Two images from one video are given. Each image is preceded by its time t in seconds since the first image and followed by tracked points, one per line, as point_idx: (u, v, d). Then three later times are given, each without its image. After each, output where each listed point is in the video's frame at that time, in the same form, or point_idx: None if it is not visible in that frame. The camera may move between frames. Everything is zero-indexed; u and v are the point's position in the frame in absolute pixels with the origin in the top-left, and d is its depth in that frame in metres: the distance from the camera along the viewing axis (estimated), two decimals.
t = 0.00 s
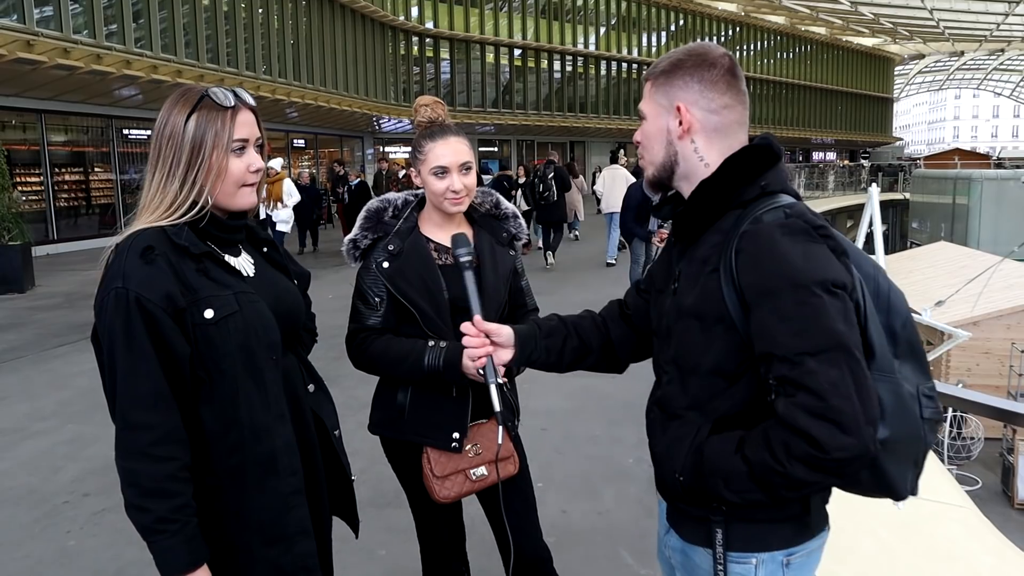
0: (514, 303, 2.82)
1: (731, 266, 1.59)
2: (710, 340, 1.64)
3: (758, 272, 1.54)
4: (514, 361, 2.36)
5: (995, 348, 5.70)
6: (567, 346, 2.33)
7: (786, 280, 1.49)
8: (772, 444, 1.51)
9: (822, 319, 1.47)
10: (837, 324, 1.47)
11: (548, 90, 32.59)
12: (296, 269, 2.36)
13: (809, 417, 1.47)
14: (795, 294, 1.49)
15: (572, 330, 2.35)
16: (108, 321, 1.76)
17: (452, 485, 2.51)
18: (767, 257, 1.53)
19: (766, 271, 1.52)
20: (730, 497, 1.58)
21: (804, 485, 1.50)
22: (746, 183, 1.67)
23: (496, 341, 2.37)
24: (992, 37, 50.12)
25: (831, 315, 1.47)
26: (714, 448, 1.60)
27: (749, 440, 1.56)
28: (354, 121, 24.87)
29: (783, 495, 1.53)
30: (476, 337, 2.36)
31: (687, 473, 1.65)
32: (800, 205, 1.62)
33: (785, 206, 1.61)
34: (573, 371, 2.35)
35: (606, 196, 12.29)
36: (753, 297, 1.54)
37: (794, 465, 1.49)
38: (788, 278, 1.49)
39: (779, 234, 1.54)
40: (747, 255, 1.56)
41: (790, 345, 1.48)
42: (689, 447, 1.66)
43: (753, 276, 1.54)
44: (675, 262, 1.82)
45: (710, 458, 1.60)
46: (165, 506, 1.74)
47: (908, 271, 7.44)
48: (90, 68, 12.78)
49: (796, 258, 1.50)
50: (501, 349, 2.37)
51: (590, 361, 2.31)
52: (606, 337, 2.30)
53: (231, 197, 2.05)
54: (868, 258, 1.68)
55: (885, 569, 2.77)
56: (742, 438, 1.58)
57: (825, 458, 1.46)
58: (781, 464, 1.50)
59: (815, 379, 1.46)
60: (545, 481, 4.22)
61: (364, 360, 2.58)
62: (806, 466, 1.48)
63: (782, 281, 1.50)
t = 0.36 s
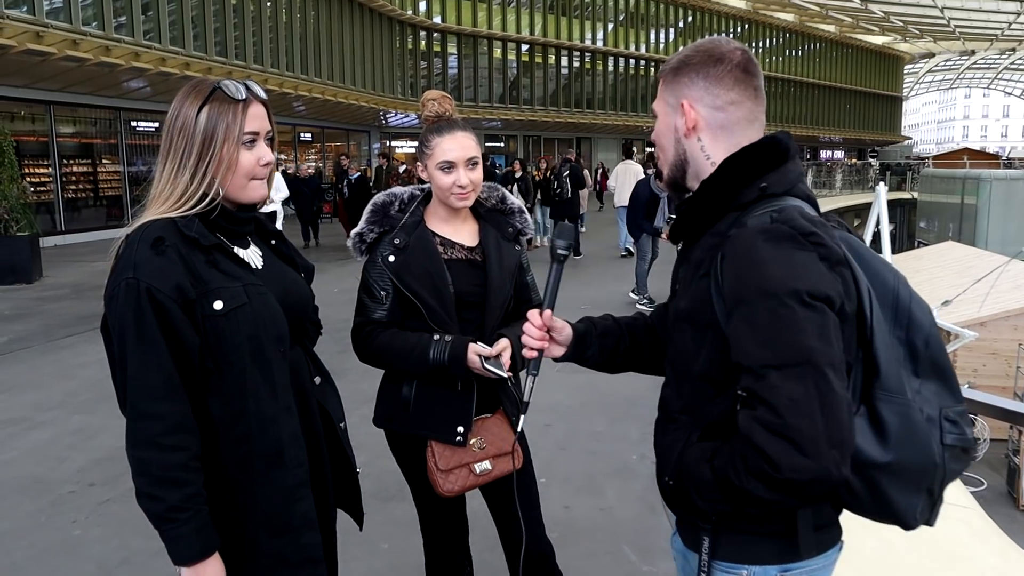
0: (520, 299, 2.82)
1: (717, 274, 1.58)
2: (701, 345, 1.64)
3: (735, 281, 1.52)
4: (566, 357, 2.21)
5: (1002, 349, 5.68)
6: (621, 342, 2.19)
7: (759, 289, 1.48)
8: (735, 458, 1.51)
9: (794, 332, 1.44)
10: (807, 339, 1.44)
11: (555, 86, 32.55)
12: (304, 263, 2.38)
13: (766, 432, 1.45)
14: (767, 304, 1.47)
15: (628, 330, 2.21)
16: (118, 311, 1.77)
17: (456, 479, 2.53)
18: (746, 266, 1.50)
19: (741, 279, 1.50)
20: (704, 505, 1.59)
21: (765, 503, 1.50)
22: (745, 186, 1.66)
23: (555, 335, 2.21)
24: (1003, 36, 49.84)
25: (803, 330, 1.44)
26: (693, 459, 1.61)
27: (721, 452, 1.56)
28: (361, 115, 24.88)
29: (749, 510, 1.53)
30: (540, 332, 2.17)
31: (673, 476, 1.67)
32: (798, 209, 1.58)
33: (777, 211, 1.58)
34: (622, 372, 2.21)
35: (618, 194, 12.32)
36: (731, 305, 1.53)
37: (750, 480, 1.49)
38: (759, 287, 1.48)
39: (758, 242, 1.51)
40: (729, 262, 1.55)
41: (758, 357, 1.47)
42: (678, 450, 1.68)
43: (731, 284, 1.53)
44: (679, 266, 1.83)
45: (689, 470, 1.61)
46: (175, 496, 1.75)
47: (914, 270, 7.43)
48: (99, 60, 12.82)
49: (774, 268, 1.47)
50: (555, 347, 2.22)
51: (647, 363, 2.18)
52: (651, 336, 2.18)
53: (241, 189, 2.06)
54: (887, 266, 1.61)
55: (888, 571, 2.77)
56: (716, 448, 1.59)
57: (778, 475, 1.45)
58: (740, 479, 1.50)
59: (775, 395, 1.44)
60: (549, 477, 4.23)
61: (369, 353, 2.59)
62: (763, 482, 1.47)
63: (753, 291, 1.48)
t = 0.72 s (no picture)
0: (520, 296, 2.83)
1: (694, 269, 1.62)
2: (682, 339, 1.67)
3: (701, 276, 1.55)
4: (596, 350, 2.20)
5: (1005, 348, 5.68)
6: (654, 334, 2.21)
7: (713, 284, 1.50)
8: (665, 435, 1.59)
9: (731, 330, 1.45)
10: (740, 338, 1.44)
11: (558, 83, 32.53)
12: (305, 259, 2.39)
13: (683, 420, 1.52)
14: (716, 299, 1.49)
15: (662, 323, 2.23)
16: (122, 304, 1.78)
17: (456, 476, 2.53)
18: (712, 260, 1.53)
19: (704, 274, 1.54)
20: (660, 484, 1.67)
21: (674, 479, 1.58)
22: (742, 185, 1.67)
23: (587, 329, 2.19)
24: (1007, 35, 49.70)
25: (743, 331, 1.44)
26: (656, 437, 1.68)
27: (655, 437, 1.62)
28: (364, 111, 24.89)
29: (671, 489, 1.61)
30: (571, 328, 2.14)
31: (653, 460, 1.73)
32: (786, 211, 1.57)
33: (758, 210, 1.57)
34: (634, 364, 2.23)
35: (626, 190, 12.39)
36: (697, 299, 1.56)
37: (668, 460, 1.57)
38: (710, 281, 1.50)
39: (729, 239, 1.53)
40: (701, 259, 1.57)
41: (694, 345, 1.50)
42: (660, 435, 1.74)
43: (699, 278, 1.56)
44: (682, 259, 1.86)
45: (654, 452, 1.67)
46: (178, 490, 1.76)
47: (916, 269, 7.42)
48: (103, 55, 12.83)
49: (740, 266, 1.48)
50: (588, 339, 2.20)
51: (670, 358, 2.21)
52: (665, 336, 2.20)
53: (245, 186, 2.07)
54: (893, 279, 1.59)
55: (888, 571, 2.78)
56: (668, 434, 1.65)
57: (678, 457, 1.54)
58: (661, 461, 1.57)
59: (694, 382, 1.49)
60: (549, 474, 4.24)
61: (371, 349, 2.59)
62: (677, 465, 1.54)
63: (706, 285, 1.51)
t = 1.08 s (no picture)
0: (520, 294, 2.83)
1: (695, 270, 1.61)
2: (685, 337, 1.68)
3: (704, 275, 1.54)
4: (605, 345, 2.20)
5: (1003, 348, 5.68)
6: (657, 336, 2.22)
7: (714, 285, 1.50)
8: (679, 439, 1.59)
9: (734, 331, 1.45)
10: (746, 338, 1.45)
11: (558, 81, 32.53)
12: (304, 258, 2.38)
13: (694, 422, 1.51)
14: (718, 299, 1.49)
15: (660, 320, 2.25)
16: (121, 302, 1.77)
17: (454, 474, 2.53)
18: (712, 260, 1.53)
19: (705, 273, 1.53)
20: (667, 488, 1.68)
21: (693, 486, 1.57)
22: (738, 184, 1.67)
23: (598, 325, 2.18)
24: (1007, 35, 49.69)
25: (747, 332, 1.45)
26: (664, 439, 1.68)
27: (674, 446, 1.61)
28: (364, 109, 24.89)
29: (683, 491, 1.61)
30: (582, 322, 2.13)
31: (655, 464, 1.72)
32: (777, 207, 1.57)
33: (754, 209, 1.57)
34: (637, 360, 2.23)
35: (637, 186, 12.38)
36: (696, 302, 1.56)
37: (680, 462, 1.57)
38: (714, 282, 1.50)
39: (727, 239, 1.53)
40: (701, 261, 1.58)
41: (700, 348, 1.50)
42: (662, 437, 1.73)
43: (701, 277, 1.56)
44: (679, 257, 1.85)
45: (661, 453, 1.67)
46: (184, 484, 1.76)
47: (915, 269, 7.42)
48: (102, 52, 12.81)
49: (739, 264, 1.48)
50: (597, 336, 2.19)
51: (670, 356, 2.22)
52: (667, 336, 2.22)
53: (246, 182, 2.06)
54: (886, 274, 1.58)
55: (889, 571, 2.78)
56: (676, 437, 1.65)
57: (695, 462, 1.52)
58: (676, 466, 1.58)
59: (705, 386, 1.49)
60: (548, 473, 4.24)
61: (370, 347, 2.59)
62: (693, 473, 1.55)
63: (708, 286, 1.51)
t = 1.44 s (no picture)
0: (521, 294, 2.83)
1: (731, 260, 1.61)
2: (713, 329, 1.68)
3: (746, 260, 1.55)
4: (594, 355, 2.20)
5: (1004, 348, 5.67)
6: (648, 336, 2.22)
7: (763, 266, 1.51)
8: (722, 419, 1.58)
9: (785, 308, 1.47)
10: (798, 315, 1.47)
11: (560, 80, 32.51)
12: (307, 257, 2.38)
13: (745, 400, 1.51)
14: (767, 279, 1.50)
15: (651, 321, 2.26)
16: (128, 296, 1.76)
17: (454, 472, 2.52)
18: (752, 242, 1.54)
19: (747, 255, 1.54)
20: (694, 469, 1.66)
21: (738, 466, 1.56)
22: (756, 176, 1.67)
23: (589, 333, 2.18)
24: (1009, 34, 49.63)
25: (798, 309, 1.47)
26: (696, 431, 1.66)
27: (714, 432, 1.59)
28: (365, 108, 24.87)
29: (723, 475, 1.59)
30: (578, 332, 2.14)
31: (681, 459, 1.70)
32: (802, 194, 1.60)
33: (787, 196, 1.60)
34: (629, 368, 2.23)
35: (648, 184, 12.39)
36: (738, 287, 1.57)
37: (728, 441, 1.55)
38: (762, 263, 1.51)
39: (767, 223, 1.55)
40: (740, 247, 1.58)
41: (748, 328, 1.51)
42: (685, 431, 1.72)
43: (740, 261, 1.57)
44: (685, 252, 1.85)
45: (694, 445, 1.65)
46: (202, 476, 1.75)
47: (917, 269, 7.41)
48: (103, 49, 12.79)
49: (781, 246, 1.51)
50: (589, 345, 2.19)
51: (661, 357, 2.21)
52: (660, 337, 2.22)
53: (240, 167, 2.04)
54: (893, 257, 1.65)
55: (891, 569, 2.78)
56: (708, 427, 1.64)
57: (747, 438, 1.51)
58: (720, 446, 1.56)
59: (759, 362, 1.49)
60: (548, 472, 4.23)
61: (370, 346, 2.58)
62: (734, 443, 1.54)
63: (759, 268, 1.51)
